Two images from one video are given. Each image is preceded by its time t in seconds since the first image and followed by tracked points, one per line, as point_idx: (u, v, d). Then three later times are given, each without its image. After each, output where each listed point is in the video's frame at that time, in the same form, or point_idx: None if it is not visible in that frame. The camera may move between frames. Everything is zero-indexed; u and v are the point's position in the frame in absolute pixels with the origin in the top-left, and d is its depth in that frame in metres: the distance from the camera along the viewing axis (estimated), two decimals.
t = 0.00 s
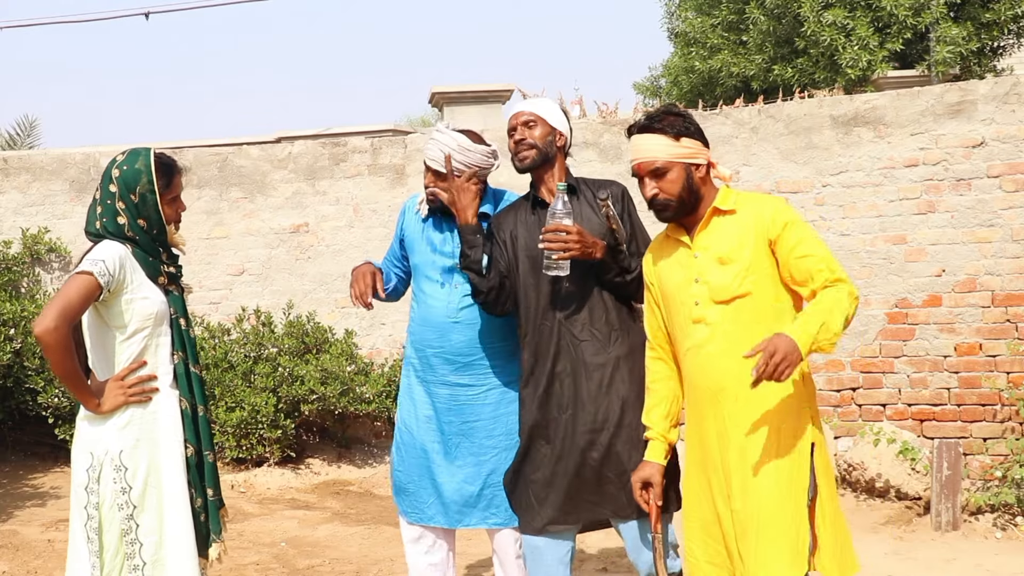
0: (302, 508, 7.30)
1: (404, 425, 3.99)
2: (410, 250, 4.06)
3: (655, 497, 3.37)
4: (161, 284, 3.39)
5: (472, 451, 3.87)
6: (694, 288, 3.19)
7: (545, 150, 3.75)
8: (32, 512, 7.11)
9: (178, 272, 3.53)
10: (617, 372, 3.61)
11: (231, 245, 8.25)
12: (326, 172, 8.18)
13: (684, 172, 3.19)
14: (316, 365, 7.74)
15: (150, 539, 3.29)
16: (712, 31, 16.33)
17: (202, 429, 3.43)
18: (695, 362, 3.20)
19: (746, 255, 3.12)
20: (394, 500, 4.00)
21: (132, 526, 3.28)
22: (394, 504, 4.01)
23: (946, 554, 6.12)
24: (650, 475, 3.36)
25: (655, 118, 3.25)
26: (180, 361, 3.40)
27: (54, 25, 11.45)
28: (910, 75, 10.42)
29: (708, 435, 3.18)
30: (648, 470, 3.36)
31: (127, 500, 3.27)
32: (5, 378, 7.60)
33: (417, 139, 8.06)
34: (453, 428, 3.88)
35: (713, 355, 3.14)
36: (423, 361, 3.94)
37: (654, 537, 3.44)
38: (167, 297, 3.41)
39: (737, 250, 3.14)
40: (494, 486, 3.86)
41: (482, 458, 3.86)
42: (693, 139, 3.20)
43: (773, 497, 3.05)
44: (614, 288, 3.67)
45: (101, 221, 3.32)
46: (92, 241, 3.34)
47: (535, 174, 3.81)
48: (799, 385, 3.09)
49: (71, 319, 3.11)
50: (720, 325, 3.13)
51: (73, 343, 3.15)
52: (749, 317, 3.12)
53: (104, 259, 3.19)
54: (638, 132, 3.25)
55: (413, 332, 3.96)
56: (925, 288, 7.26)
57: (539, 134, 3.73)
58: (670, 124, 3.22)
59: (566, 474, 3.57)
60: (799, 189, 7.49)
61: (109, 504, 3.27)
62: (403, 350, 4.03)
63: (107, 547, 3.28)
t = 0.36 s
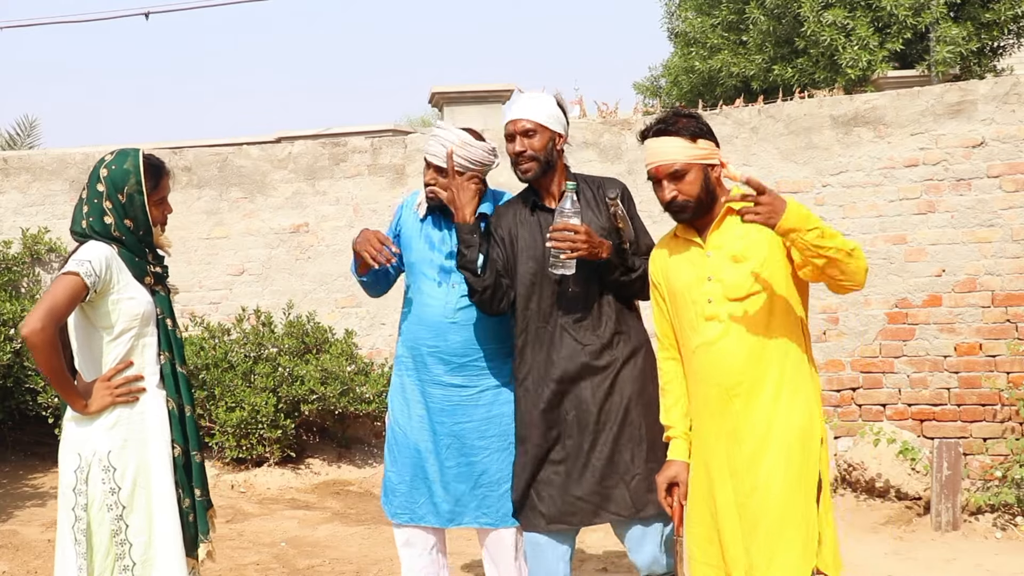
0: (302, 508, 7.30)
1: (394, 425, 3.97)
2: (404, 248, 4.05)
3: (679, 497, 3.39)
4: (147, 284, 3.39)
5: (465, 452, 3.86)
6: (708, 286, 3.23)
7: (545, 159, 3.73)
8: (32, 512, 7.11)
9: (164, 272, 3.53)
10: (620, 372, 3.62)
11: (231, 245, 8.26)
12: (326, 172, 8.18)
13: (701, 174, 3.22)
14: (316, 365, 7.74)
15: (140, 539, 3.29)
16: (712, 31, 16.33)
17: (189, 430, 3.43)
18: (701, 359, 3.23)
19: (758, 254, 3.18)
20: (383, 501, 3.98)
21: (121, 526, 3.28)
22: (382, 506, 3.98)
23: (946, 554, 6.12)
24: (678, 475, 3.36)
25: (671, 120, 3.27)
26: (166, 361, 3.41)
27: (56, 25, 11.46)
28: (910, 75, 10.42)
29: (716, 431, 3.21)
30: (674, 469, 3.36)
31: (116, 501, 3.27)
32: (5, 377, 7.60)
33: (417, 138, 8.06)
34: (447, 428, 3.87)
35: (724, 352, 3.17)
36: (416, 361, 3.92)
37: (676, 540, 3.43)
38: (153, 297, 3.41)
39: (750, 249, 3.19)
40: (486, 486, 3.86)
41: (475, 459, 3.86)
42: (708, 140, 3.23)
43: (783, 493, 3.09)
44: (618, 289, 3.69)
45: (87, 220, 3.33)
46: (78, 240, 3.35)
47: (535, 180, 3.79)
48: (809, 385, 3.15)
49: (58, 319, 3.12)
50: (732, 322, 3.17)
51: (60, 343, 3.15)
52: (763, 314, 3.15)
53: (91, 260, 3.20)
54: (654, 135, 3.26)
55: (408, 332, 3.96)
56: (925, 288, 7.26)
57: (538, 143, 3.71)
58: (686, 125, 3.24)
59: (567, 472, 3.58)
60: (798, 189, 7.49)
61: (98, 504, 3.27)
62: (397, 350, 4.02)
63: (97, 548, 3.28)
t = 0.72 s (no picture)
0: (302, 508, 7.30)
1: (411, 426, 3.96)
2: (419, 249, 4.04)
3: (678, 496, 3.42)
4: (138, 284, 3.40)
5: (483, 450, 3.88)
6: (725, 284, 3.24)
7: (527, 168, 3.68)
8: (32, 512, 7.11)
9: (156, 272, 3.54)
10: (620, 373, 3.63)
11: (231, 245, 8.26)
12: (326, 172, 8.18)
13: (726, 176, 3.24)
14: (316, 365, 7.74)
15: (137, 539, 3.29)
16: (712, 31, 16.33)
17: (182, 429, 3.43)
18: (720, 355, 3.24)
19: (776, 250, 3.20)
20: (400, 502, 3.98)
21: (118, 526, 3.28)
22: (399, 507, 3.98)
23: (946, 554, 6.12)
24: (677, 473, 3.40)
25: (698, 121, 3.28)
26: (159, 361, 3.41)
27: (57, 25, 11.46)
28: (910, 75, 10.42)
29: (732, 427, 3.21)
30: (674, 467, 3.40)
31: (112, 501, 3.27)
32: (5, 378, 7.60)
33: (417, 138, 8.06)
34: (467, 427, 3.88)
35: (741, 349, 3.18)
36: (433, 361, 3.92)
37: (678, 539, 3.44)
38: (145, 297, 3.42)
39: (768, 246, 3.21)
40: (504, 484, 3.89)
41: (493, 457, 3.88)
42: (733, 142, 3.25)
43: (801, 487, 3.09)
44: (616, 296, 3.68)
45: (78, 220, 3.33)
46: (69, 241, 3.35)
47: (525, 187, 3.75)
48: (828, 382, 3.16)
49: (48, 323, 3.12)
50: (750, 318, 3.18)
51: (50, 346, 3.15)
52: (781, 310, 3.16)
53: (80, 262, 3.20)
54: (681, 136, 3.27)
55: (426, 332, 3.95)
56: (925, 288, 7.26)
57: (518, 154, 3.68)
58: (712, 127, 3.25)
59: (577, 473, 3.58)
60: (798, 189, 7.49)
61: (94, 505, 3.28)
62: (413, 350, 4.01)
63: (95, 548, 3.29)
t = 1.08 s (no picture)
0: (302, 508, 7.30)
1: (408, 430, 3.95)
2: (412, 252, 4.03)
3: (694, 493, 3.44)
4: (138, 283, 3.40)
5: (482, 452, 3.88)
6: (739, 283, 3.23)
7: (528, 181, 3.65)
8: (32, 512, 7.11)
9: (155, 271, 3.54)
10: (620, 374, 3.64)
11: (231, 245, 8.26)
12: (326, 172, 8.18)
13: (736, 173, 3.23)
14: (316, 365, 7.74)
15: (134, 539, 3.29)
16: (712, 31, 16.33)
17: (181, 429, 3.44)
18: (734, 352, 3.24)
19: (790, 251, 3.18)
20: (399, 507, 3.98)
21: (115, 526, 3.28)
22: (399, 512, 3.98)
23: (946, 554, 6.12)
24: (692, 470, 3.42)
25: (707, 118, 3.28)
26: (158, 360, 3.41)
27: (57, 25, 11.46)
28: (910, 75, 10.42)
29: (743, 427, 3.22)
30: (692, 464, 3.42)
31: (109, 500, 3.27)
32: (5, 377, 7.59)
33: (417, 138, 8.07)
34: (465, 428, 3.88)
35: (753, 349, 3.18)
36: (429, 363, 3.92)
37: (689, 538, 3.44)
38: (144, 296, 3.42)
39: (782, 245, 3.19)
40: (505, 485, 3.89)
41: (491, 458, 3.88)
42: (743, 140, 3.24)
43: (810, 488, 3.09)
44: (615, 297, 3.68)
45: (77, 219, 3.34)
46: (68, 240, 3.36)
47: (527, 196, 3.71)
48: (841, 383, 3.14)
49: (45, 324, 3.12)
50: (764, 318, 3.17)
51: (47, 348, 3.15)
52: (793, 311, 3.15)
53: (77, 262, 3.20)
54: (690, 133, 3.27)
55: (421, 334, 3.95)
56: (925, 288, 7.26)
57: (518, 168, 3.63)
58: (721, 123, 3.25)
59: (575, 473, 3.58)
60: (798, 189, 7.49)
61: (91, 505, 3.28)
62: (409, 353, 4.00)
63: (92, 548, 3.29)
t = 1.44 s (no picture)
0: (303, 508, 7.30)
1: (404, 430, 3.96)
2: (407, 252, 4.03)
3: (711, 494, 3.48)
4: (139, 285, 3.40)
5: (478, 452, 3.88)
6: (744, 282, 3.24)
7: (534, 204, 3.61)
8: (33, 512, 7.11)
9: (157, 272, 3.54)
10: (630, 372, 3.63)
11: (231, 245, 8.26)
12: (326, 172, 8.18)
13: (744, 169, 3.22)
14: (316, 365, 7.74)
15: (134, 540, 3.29)
16: (712, 31, 16.32)
17: (181, 431, 3.44)
18: (736, 352, 3.25)
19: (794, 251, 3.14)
20: (395, 507, 3.98)
21: (116, 526, 3.28)
22: (395, 512, 3.99)
23: (946, 554, 6.12)
24: (710, 472, 3.45)
25: (716, 113, 3.28)
26: (160, 362, 3.42)
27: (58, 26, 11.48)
28: (910, 74, 10.42)
29: (742, 426, 3.23)
30: (708, 465, 3.45)
31: (110, 501, 3.27)
32: (5, 378, 7.60)
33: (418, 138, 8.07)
34: (461, 429, 3.88)
35: (752, 349, 3.18)
36: (426, 364, 3.92)
37: (703, 539, 3.43)
38: (145, 298, 3.42)
39: (786, 246, 3.16)
40: (501, 486, 3.88)
41: (488, 458, 3.88)
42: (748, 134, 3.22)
43: (800, 491, 3.08)
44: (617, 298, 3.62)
45: (80, 219, 3.34)
46: (71, 240, 3.36)
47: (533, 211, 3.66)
48: (841, 388, 3.10)
49: (46, 325, 3.11)
50: (765, 318, 3.16)
51: (48, 349, 3.15)
52: (793, 313, 3.13)
53: (79, 263, 3.20)
54: (696, 129, 3.28)
55: (417, 335, 3.95)
56: (925, 288, 7.26)
57: (524, 195, 3.58)
58: (728, 119, 3.25)
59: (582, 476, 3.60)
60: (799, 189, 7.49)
61: (92, 505, 3.28)
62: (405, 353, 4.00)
63: (93, 548, 3.29)
